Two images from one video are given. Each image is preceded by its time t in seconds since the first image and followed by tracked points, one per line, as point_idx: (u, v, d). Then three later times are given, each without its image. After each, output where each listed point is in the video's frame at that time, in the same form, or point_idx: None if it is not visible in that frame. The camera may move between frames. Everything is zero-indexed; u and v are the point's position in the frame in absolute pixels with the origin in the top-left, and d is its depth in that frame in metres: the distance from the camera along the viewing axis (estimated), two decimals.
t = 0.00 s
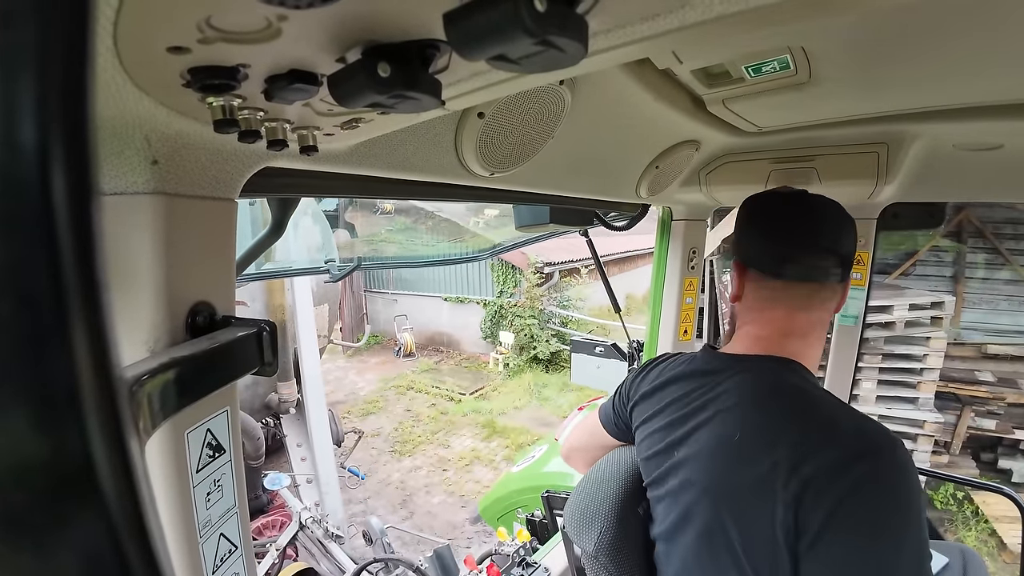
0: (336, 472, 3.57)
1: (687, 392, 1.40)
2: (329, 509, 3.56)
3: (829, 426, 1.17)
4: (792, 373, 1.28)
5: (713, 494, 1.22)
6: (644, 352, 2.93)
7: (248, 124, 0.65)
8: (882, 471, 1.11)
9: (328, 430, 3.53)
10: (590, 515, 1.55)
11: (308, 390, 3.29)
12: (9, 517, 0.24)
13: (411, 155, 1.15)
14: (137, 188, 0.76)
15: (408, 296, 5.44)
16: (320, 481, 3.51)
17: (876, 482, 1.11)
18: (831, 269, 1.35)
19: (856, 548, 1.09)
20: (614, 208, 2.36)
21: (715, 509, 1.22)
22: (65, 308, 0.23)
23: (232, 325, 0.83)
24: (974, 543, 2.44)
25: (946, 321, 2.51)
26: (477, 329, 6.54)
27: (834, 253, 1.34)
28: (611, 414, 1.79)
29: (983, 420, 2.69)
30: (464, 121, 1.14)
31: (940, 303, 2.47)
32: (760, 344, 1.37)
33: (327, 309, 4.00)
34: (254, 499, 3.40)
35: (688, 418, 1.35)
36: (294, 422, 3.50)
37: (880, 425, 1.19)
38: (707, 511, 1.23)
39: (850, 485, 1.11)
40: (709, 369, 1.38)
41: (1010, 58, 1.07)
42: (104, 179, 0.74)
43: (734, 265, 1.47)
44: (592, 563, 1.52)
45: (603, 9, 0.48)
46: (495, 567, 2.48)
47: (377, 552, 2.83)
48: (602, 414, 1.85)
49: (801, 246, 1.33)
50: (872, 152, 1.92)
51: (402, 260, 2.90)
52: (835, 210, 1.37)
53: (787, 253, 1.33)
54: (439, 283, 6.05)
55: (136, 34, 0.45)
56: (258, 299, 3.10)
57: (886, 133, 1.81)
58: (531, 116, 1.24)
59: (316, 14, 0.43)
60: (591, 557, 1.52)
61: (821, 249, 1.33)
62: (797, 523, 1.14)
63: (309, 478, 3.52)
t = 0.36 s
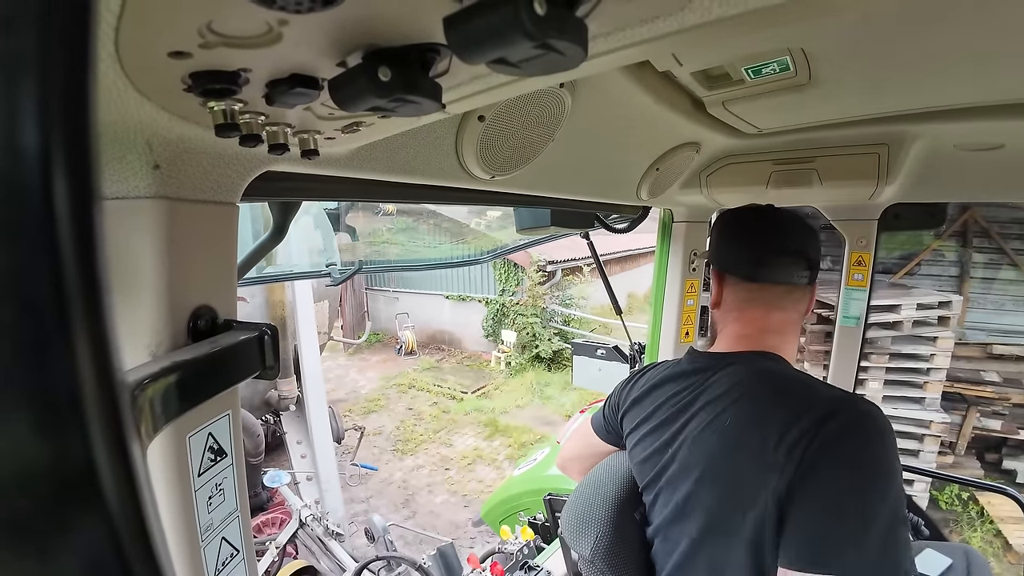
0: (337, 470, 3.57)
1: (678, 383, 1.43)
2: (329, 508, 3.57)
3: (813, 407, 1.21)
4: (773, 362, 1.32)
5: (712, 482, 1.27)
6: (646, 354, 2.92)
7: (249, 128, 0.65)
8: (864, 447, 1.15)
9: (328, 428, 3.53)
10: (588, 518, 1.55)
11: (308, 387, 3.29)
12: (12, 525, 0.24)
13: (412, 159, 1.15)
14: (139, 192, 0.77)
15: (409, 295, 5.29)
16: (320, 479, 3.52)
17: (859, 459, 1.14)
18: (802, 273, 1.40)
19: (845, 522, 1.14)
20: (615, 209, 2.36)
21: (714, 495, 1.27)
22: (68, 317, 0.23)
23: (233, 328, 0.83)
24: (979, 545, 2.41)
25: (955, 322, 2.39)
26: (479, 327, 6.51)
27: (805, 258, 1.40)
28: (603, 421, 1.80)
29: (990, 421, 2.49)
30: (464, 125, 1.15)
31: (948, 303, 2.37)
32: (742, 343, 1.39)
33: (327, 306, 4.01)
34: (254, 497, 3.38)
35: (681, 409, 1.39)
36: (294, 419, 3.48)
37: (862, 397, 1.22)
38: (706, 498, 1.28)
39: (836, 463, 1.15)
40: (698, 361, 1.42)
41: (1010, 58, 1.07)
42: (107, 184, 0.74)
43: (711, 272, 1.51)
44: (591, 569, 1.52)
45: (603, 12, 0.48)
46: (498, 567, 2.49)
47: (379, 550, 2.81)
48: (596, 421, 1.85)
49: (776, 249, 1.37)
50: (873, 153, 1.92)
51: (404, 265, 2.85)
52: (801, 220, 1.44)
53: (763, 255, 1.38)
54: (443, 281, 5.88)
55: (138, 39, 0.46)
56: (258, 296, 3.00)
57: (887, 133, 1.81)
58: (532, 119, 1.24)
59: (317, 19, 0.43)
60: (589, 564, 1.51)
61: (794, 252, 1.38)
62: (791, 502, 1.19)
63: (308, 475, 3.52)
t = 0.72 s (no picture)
0: (336, 467, 3.57)
1: (697, 382, 1.42)
2: (328, 505, 3.57)
3: (843, 405, 1.20)
4: (792, 359, 1.33)
5: (738, 482, 1.25)
6: (646, 352, 2.93)
7: (250, 124, 0.65)
8: (897, 447, 1.12)
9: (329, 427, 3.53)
10: (589, 513, 1.54)
11: (308, 386, 3.28)
12: (12, 520, 0.24)
13: (413, 155, 1.15)
14: (140, 187, 0.77)
15: (410, 294, 5.43)
16: (320, 476, 3.52)
17: (896, 458, 1.12)
18: (815, 270, 1.41)
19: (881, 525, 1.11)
20: (616, 207, 2.36)
21: (740, 496, 1.24)
22: (69, 313, 0.23)
23: (234, 324, 0.83)
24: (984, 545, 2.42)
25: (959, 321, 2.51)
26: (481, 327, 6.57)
27: (818, 255, 1.40)
28: (608, 418, 1.79)
29: (992, 421, 2.60)
30: (465, 121, 1.15)
31: (953, 303, 2.47)
32: (754, 340, 1.40)
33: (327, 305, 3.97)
34: (255, 494, 3.41)
35: (702, 408, 1.38)
36: (295, 417, 3.48)
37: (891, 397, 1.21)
38: (732, 499, 1.25)
39: (871, 463, 1.13)
40: (716, 361, 1.41)
41: (1012, 58, 1.06)
42: (108, 179, 0.74)
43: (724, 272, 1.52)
44: (590, 565, 1.50)
45: (605, 9, 0.48)
46: (497, 563, 2.54)
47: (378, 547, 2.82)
48: (599, 416, 1.84)
49: (787, 246, 1.39)
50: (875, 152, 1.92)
51: (405, 261, 2.87)
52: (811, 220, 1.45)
53: (774, 252, 1.39)
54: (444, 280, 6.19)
55: (139, 35, 0.45)
56: (257, 294, 3.05)
57: (890, 133, 1.80)
58: (533, 116, 1.24)
59: (320, 14, 0.43)
60: (589, 558, 1.49)
61: (806, 249, 1.39)
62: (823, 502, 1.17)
63: (308, 474, 3.52)
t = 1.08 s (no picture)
0: (337, 467, 3.58)
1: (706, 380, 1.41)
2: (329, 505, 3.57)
3: (856, 405, 1.19)
4: (798, 358, 1.33)
5: (748, 480, 1.24)
6: (648, 351, 2.93)
7: (252, 123, 0.65)
8: (904, 446, 1.12)
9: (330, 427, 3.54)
10: (591, 511, 1.54)
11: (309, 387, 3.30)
12: (14, 517, 0.24)
13: (414, 154, 1.16)
14: (142, 186, 0.77)
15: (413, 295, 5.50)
16: (321, 476, 3.52)
17: (911, 461, 1.11)
18: (821, 267, 1.41)
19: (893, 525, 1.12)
20: (617, 206, 2.36)
21: (750, 494, 1.23)
22: (70, 310, 0.23)
23: (237, 322, 0.83)
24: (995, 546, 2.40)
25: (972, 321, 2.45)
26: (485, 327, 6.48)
27: (824, 252, 1.41)
28: (609, 416, 1.80)
29: (1004, 421, 2.48)
30: (467, 121, 1.15)
31: (965, 303, 2.42)
32: (760, 339, 1.40)
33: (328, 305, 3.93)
34: (256, 494, 3.43)
35: (711, 406, 1.37)
36: (296, 418, 3.50)
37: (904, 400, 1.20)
38: (741, 497, 1.25)
39: (885, 464, 1.12)
40: (726, 359, 1.40)
41: (1013, 57, 1.06)
42: (110, 178, 0.74)
43: (729, 267, 1.52)
44: (592, 561, 1.50)
45: (607, 8, 0.48)
46: (498, 563, 2.54)
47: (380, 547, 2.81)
48: (600, 415, 1.85)
49: (794, 244, 1.39)
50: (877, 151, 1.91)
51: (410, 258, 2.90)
52: (817, 215, 1.45)
53: (781, 251, 1.38)
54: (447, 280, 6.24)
55: (140, 34, 0.46)
56: (258, 295, 3.04)
57: (892, 132, 1.80)
58: (534, 115, 1.24)
59: (321, 13, 0.43)
60: (590, 555, 1.50)
61: (812, 247, 1.39)
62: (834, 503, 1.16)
63: (310, 474, 3.54)
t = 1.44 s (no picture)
0: (338, 467, 3.58)
1: (705, 382, 1.41)
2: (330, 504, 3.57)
3: (855, 407, 1.19)
4: (797, 361, 1.32)
5: (747, 483, 1.24)
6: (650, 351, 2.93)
7: (255, 123, 0.65)
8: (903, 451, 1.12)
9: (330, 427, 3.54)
10: (591, 511, 1.55)
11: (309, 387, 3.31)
12: (17, 515, 0.25)
13: (416, 154, 1.16)
14: (145, 186, 0.77)
15: (417, 296, 5.78)
16: (320, 476, 3.52)
17: (911, 463, 1.11)
18: (820, 264, 1.41)
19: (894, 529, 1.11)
20: (619, 206, 2.36)
21: (749, 498, 1.23)
22: (73, 308, 0.23)
23: (238, 322, 0.84)
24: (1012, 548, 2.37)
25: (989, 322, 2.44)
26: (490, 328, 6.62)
27: (822, 249, 1.41)
28: (610, 416, 1.80)
29: (1018, 423, 2.52)
30: (469, 121, 1.14)
31: (984, 304, 2.40)
32: (760, 337, 1.39)
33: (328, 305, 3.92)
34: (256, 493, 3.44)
35: (709, 408, 1.36)
36: (297, 417, 3.50)
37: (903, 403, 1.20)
38: (740, 500, 1.24)
39: (886, 467, 1.12)
40: (725, 361, 1.40)
41: (1016, 57, 1.06)
42: (113, 177, 0.74)
43: (727, 267, 1.52)
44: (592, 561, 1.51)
45: (609, 8, 0.48)
46: (499, 563, 2.54)
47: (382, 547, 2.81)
48: (601, 415, 1.85)
49: (791, 242, 1.39)
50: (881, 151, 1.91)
51: (415, 259, 2.90)
52: (816, 214, 1.45)
53: (779, 248, 1.38)
54: (450, 281, 6.54)
55: (144, 33, 0.46)
56: (259, 294, 3.06)
57: (896, 132, 1.79)
58: (537, 115, 1.24)
59: (323, 13, 0.43)
60: (591, 555, 1.51)
61: (809, 244, 1.39)
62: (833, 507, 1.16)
63: (310, 474, 3.54)
